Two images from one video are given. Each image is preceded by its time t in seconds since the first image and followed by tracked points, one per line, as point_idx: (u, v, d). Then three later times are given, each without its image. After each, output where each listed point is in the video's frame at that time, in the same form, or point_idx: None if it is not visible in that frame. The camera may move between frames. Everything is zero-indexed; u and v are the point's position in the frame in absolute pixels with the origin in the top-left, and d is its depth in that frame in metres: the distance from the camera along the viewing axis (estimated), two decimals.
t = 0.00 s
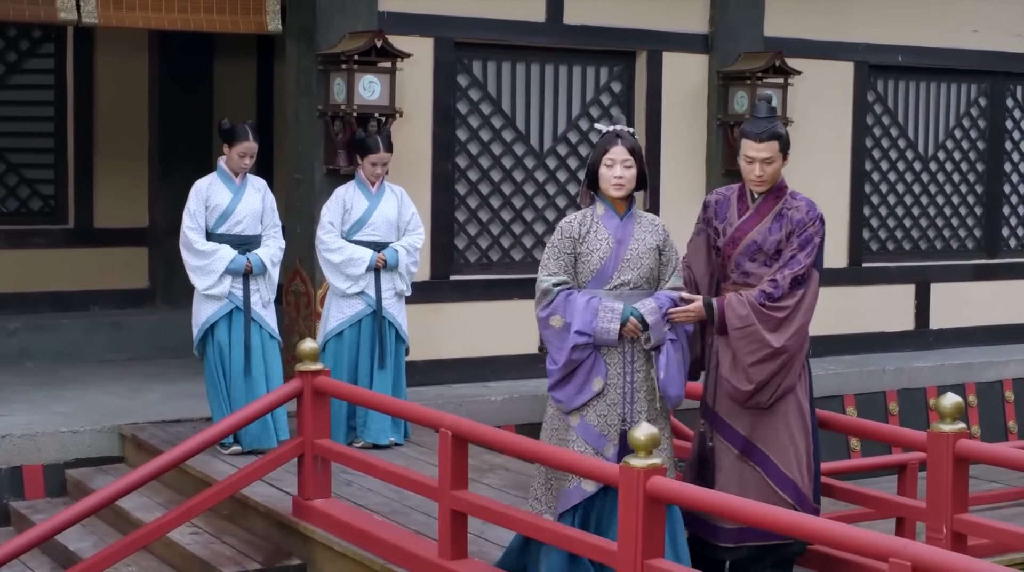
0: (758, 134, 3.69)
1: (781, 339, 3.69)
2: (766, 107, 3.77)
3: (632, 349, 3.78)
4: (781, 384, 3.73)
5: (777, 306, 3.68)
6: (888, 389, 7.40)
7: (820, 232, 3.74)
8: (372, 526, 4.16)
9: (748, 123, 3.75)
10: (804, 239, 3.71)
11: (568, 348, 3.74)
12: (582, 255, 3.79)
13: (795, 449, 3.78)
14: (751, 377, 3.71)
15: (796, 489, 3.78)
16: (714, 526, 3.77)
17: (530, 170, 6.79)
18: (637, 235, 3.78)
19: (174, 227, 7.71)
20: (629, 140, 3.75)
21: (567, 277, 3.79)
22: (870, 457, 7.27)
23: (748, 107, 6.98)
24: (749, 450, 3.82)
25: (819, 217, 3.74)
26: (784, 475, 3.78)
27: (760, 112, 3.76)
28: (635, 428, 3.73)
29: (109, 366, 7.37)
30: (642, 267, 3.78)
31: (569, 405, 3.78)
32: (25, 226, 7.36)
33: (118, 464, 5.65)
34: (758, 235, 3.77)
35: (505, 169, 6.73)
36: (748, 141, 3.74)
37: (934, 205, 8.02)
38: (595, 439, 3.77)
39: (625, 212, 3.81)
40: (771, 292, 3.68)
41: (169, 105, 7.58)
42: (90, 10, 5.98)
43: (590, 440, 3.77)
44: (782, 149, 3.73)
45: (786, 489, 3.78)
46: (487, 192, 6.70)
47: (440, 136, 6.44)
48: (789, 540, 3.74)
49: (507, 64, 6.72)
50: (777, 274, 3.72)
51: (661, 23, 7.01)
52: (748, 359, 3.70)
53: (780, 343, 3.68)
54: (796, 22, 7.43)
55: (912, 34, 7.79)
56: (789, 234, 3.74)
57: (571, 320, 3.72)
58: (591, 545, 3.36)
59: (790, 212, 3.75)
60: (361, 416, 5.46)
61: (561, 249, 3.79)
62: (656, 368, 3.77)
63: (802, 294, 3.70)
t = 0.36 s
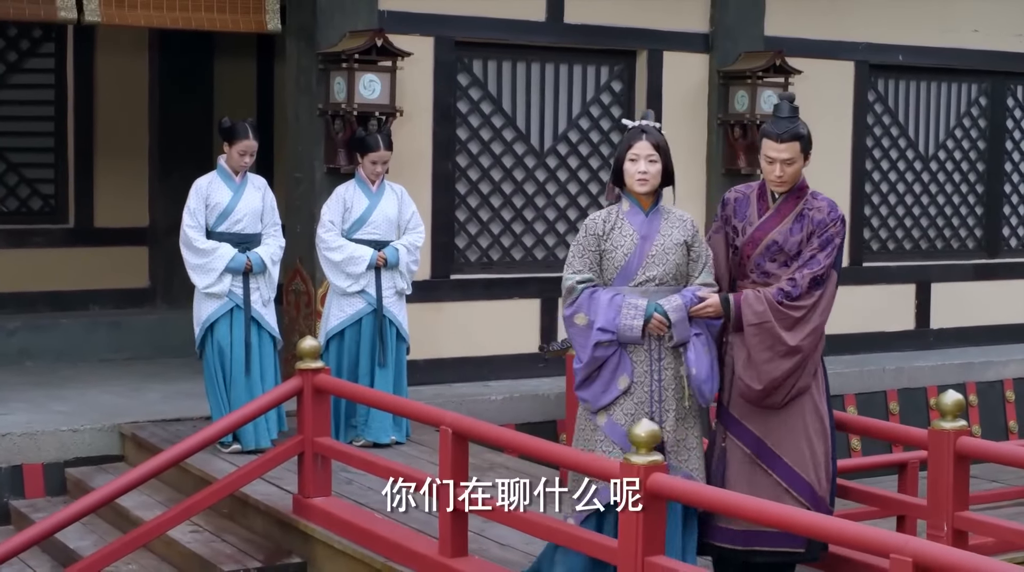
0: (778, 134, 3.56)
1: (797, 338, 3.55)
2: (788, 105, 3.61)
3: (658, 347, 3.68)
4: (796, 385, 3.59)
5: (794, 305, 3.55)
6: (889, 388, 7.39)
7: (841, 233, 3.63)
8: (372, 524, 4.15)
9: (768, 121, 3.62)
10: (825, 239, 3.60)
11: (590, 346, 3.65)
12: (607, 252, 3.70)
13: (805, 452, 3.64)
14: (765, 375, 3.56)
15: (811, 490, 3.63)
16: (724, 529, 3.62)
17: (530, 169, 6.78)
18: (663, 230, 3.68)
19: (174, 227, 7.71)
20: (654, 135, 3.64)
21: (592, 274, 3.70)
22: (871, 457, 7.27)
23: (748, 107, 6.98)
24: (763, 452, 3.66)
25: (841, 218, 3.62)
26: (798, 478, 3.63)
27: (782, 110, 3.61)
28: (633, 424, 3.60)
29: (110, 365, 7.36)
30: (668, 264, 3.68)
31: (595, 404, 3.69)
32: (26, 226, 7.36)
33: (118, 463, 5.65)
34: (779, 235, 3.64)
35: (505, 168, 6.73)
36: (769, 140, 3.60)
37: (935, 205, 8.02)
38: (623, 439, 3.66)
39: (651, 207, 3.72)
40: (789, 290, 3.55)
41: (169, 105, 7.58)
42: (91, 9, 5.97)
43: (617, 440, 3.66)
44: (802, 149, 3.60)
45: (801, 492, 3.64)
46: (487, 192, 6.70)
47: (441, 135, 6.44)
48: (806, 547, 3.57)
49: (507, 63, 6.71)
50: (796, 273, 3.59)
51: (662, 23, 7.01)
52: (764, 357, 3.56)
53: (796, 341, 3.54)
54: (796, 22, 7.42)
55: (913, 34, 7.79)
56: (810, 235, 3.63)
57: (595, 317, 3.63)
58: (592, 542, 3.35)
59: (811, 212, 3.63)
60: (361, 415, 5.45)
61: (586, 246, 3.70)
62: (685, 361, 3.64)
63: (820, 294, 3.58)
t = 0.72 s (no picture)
0: (783, 135, 3.50)
1: (818, 343, 3.51)
2: (792, 104, 3.56)
3: (678, 348, 3.66)
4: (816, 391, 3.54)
5: (816, 310, 3.51)
6: (889, 389, 7.38)
7: (852, 234, 3.59)
8: (372, 524, 4.15)
9: (773, 121, 3.57)
10: (838, 242, 3.56)
11: (608, 347, 3.63)
12: (628, 252, 3.68)
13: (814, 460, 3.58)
14: (787, 380, 3.50)
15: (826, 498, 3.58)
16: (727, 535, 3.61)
17: (530, 170, 6.77)
18: (686, 231, 3.65)
19: (174, 227, 7.71)
20: (676, 134, 3.60)
21: (613, 275, 3.68)
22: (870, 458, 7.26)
23: (748, 107, 6.98)
24: (778, 459, 3.59)
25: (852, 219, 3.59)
26: (814, 485, 3.57)
27: (786, 110, 3.56)
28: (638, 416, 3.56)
29: (110, 365, 7.36)
30: (690, 265, 3.64)
31: (613, 405, 3.68)
32: (25, 226, 7.35)
33: (117, 463, 5.65)
34: (789, 238, 3.61)
35: (505, 168, 6.73)
36: (774, 141, 3.55)
37: (934, 206, 8.02)
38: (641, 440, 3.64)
39: (675, 208, 3.69)
40: (811, 296, 3.51)
41: (169, 105, 7.57)
42: (90, 9, 5.97)
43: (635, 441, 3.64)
44: (807, 149, 3.54)
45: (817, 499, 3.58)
46: (487, 192, 6.69)
47: (440, 135, 6.44)
48: (814, 553, 3.56)
49: (507, 64, 6.71)
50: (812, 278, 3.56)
51: (661, 23, 7.01)
52: (785, 362, 3.50)
53: (817, 346, 3.50)
54: (796, 22, 7.42)
55: (912, 35, 7.79)
56: (822, 237, 3.58)
57: (613, 318, 3.61)
58: (591, 541, 3.35)
59: (821, 214, 3.59)
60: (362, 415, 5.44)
61: (607, 246, 3.68)
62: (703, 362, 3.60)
63: (839, 300, 3.55)
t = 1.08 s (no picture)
0: (772, 133, 3.51)
1: (828, 344, 3.49)
2: (782, 102, 3.56)
3: (678, 351, 3.66)
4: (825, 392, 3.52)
5: (824, 311, 3.49)
6: (883, 390, 7.38)
7: (853, 230, 3.56)
8: (367, 524, 4.14)
9: (766, 118, 3.57)
10: (840, 239, 3.54)
11: (607, 347, 3.64)
12: (633, 252, 3.68)
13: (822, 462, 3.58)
14: (796, 382, 3.49)
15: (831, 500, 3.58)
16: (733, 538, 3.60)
17: (524, 171, 6.77)
18: (691, 234, 3.64)
19: (168, 229, 7.69)
20: (683, 134, 3.61)
21: (616, 275, 3.69)
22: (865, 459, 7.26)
23: (742, 108, 6.97)
24: (781, 461, 3.60)
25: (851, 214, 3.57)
26: (817, 487, 3.57)
27: (778, 107, 3.56)
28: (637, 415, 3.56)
29: (104, 367, 7.35)
30: (693, 268, 3.63)
31: (611, 405, 3.70)
32: (20, 227, 7.34)
33: (111, 464, 5.64)
34: (788, 235, 3.59)
35: (500, 169, 6.72)
36: (765, 139, 3.55)
37: (928, 207, 8.04)
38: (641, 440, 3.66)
39: (682, 210, 3.68)
40: (818, 296, 3.49)
41: (164, 106, 7.57)
42: (84, 10, 5.96)
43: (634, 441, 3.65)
44: (799, 145, 3.54)
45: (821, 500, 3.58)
46: (481, 193, 6.69)
47: (434, 136, 6.43)
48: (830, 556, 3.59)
49: (501, 65, 6.71)
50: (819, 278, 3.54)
51: (656, 25, 7.01)
52: (794, 363, 3.49)
53: (826, 347, 3.48)
54: (790, 23, 7.42)
55: (907, 36, 7.79)
56: (822, 234, 3.56)
57: (613, 318, 3.62)
58: (586, 540, 3.35)
59: (820, 210, 3.57)
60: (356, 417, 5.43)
61: (612, 245, 3.69)
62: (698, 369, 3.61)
63: (848, 299, 3.53)
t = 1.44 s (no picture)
0: (770, 131, 3.51)
1: (836, 348, 3.49)
2: (782, 100, 3.57)
3: (684, 357, 3.62)
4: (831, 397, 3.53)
5: (832, 315, 3.50)
6: (879, 392, 7.38)
7: (858, 230, 3.55)
8: (362, 524, 4.14)
9: (766, 116, 3.57)
10: (845, 241, 3.53)
11: (611, 353, 3.59)
12: (635, 256, 3.64)
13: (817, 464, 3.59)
14: (804, 386, 3.50)
15: (831, 504, 3.58)
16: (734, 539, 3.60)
17: (520, 173, 6.77)
18: (694, 237, 3.62)
19: (162, 230, 7.68)
20: (681, 136, 3.58)
21: (618, 280, 3.64)
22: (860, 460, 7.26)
23: (738, 110, 6.97)
24: (778, 461, 3.63)
25: (856, 215, 3.55)
26: (816, 488, 3.58)
27: (778, 106, 3.56)
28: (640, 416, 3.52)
29: (98, 369, 7.34)
30: (698, 271, 3.62)
31: (616, 414, 3.65)
32: (15, 230, 7.33)
33: (106, 466, 5.63)
34: (789, 234, 3.59)
35: (495, 171, 6.72)
36: (765, 137, 3.56)
37: (923, 209, 8.04)
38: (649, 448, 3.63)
39: (683, 213, 3.65)
40: (826, 302, 3.50)
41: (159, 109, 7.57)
42: (79, 11, 5.96)
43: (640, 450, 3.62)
44: (797, 144, 3.53)
45: (818, 502, 3.58)
46: (476, 195, 6.69)
47: (429, 137, 6.43)
48: (820, 562, 3.53)
49: (496, 67, 6.71)
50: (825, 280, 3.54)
51: (651, 27, 7.01)
52: (802, 367, 3.50)
53: (833, 352, 3.49)
54: (785, 25, 7.42)
55: (901, 38, 7.80)
56: (824, 234, 3.56)
57: (617, 324, 3.57)
58: (581, 540, 3.34)
59: (823, 210, 3.56)
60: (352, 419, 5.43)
61: (614, 251, 3.64)
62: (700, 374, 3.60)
63: (856, 303, 3.52)
